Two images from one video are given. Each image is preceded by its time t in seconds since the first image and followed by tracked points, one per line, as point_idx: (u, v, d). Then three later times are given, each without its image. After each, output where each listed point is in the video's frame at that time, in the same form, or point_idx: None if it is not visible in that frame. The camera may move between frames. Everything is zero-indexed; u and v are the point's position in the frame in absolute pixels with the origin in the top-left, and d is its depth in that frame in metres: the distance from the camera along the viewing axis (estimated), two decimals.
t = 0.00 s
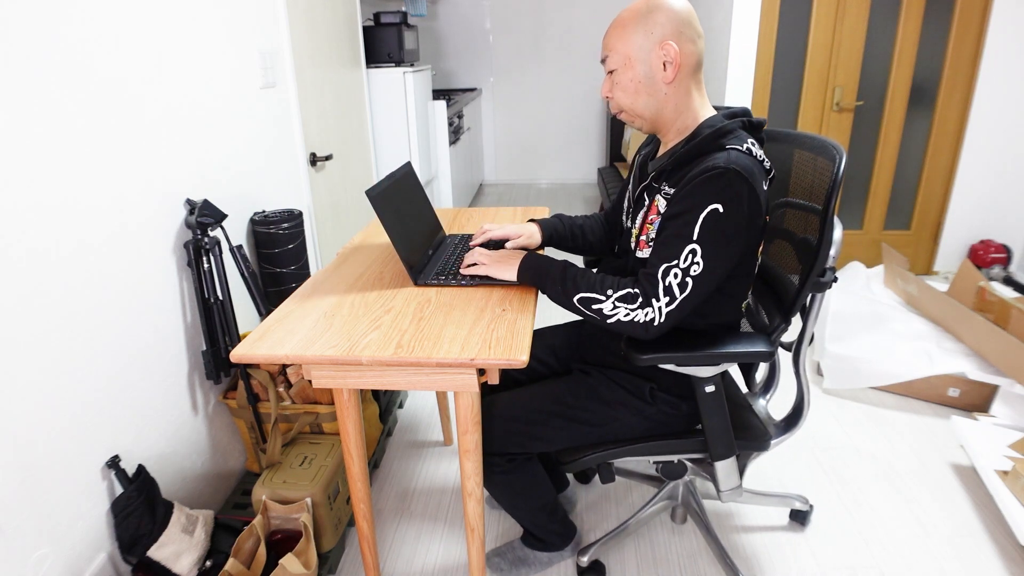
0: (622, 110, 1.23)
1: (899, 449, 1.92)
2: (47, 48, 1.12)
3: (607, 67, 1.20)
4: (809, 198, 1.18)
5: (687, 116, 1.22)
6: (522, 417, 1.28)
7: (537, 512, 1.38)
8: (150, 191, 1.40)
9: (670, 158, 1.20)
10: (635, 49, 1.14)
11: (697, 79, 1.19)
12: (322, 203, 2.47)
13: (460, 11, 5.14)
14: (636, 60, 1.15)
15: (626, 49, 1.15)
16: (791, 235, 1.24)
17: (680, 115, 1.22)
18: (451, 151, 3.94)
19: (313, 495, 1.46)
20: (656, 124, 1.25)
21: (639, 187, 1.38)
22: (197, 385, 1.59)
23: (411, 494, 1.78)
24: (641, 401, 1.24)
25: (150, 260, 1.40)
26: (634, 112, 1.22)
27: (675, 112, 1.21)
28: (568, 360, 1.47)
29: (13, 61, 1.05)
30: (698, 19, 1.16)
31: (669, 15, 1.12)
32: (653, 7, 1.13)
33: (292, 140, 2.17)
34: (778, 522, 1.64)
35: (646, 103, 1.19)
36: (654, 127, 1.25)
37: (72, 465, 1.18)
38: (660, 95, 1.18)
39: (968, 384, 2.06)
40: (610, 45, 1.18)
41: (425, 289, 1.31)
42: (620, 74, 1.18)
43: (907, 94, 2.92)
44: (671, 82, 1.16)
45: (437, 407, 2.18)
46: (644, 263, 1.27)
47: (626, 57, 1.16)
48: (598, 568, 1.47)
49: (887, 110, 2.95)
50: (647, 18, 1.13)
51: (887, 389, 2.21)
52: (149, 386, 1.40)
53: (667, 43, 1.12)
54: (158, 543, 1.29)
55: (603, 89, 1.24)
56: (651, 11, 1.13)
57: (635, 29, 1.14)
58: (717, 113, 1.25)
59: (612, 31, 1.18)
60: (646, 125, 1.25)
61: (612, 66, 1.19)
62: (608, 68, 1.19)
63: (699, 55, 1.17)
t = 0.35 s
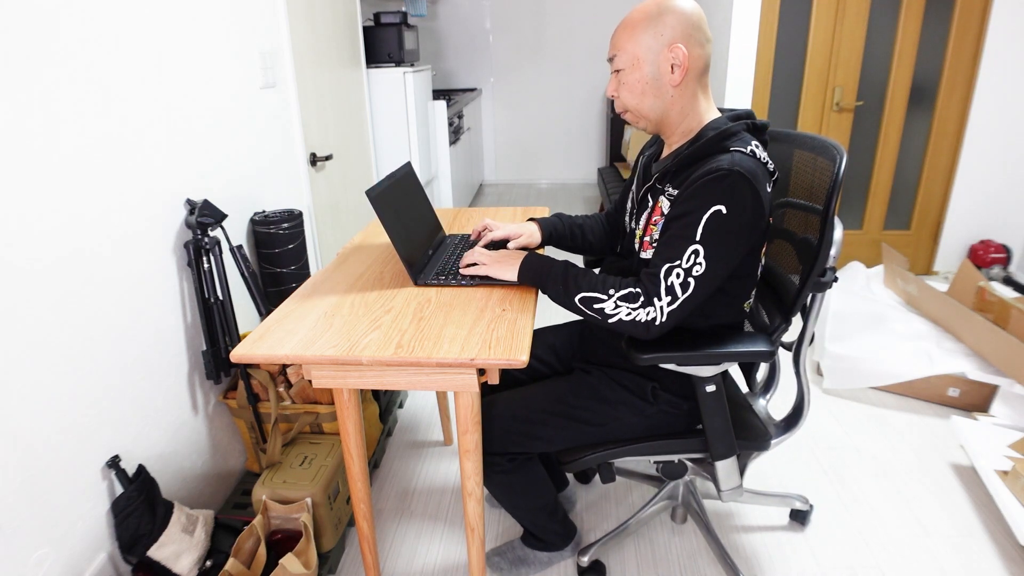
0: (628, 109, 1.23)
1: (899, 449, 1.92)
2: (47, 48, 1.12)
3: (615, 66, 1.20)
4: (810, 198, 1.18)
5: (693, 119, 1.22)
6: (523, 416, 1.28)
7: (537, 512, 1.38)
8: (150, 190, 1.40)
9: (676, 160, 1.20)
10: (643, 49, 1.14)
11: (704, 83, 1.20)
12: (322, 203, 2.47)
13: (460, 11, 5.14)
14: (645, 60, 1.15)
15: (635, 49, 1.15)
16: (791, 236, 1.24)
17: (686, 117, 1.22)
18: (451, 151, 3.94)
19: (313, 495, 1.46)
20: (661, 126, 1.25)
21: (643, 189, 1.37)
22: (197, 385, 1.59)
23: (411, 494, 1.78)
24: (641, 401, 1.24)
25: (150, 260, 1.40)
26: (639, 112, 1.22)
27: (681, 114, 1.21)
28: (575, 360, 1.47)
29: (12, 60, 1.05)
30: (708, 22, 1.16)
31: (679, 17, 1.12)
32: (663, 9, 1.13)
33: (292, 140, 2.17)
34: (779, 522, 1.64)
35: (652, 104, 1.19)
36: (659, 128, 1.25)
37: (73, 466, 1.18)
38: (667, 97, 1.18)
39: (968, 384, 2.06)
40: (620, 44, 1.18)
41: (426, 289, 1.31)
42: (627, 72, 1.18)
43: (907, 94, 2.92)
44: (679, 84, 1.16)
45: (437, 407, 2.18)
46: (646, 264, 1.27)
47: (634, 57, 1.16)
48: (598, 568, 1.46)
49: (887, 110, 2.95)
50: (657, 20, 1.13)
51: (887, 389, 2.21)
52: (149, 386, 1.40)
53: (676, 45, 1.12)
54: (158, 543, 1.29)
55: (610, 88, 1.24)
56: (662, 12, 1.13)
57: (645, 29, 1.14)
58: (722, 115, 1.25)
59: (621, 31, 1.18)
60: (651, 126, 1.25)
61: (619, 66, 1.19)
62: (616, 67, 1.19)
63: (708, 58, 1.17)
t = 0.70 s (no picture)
0: (626, 107, 1.23)
1: (898, 449, 1.92)
2: (47, 48, 1.12)
3: (614, 64, 1.20)
4: (810, 198, 1.18)
5: (690, 119, 1.22)
6: (523, 416, 1.28)
7: (537, 513, 1.38)
8: (150, 190, 1.40)
9: (675, 159, 1.20)
10: (642, 48, 1.14)
11: (704, 83, 1.20)
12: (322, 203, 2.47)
13: (460, 11, 5.14)
14: (643, 58, 1.15)
15: (634, 47, 1.15)
16: (791, 236, 1.24)
17: (684, 117, 1.22)
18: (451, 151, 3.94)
19: (313, 495, 1.46)
20: (660, 125, 1.25)
21: (643, 190, 1.37)
22: (197, 385, 1.59)
23: (411, 494, 1.78)
24: (640, 402, 1.24)
25: (150, 261, 1.40)
26: (638, 111, 1.22)
27: (679, 113, 1.21)
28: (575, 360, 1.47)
29: (12, 60, 1.05)
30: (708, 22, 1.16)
31: (679, 17, 1.12)
32: (663, 8, 1.13)
33: (292, 140, 2.17)
34: (779, 522, 1.64)
35: (651, 103, 1.19)
36: (656, 127, 1.25)
37: (73, 466, 1.18)
38: (665, 96, 1.18)
39: (968, 384, 2.06)
40: (620, 41, 1.18)
41: (426, 289, 1.31)
42: (627, 70, 1.18)
43: (907, 94, 2.92)
44: (678, 84, 1.16)
45: (436, 407, 2.18)
46: (645, 264, 1.28)
47: (633, 54, 1.16)
48: (598, 568, 1.47)
49: (886, 110, 2.95)
50: (657, 19, 1.13)
51: (887, 389, 2.21)
52: (149, 387, 1.40)
53: (675, 45, 1.12)
54: (158, 543, 1.29)
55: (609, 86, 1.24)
56: (661, 11, 1.13)
57: (644, 27, 1.14)
58: (723, 114, 1.25)
59: (622, 30, 1.18)
60: (650, 125, 1.25)
61: (619, 65, 1.19)
62: (616, 66, 1.19)
63: (707, 58, 1.17)
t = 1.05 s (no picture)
0: (627, 106, 1.23)
1: (898, 448, 1.92)
2: (48, 48, 1.12)
3: (616, 62, 1.19)
4: (810, 199, 1.18)
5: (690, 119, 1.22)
6: (523, 416, 1.28)
7: (537, 513, 1.38)
8: (150, 190, 1.40)
9: (674, 160, 1.20)
10: (648, 45, 1.14)
11: (704, 83, 1.20)
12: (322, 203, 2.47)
13: (460, 11, 5.14)
14: (648, 55, 1.14)
15: (639, 44, 1.14)
16: (791, 236, 1.24)
17: (685, 115, 1.22)
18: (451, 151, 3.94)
19: (313, 495, 1.46)
20: (660, 124, 1.25)
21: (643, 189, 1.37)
22: (197, 385, 1.59)
23: (411, 494, 1.78)
24: (640, 402, 1.24)
25: (151, 261, 1.40)
26: (639, 110, 1.22)
27: (680, 111, 1.21)
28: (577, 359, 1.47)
29: (12, 59, 1.05)
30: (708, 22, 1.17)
31: (682, 17, 1.13)
32: (667, 7, 1.13)
33: (292, 140, 2.17)
34: (779, 522, 1.64)
35: (653, 102, 1.19)
36: (656, 126, 1.25)
37: (73, 465, 1.18)
38: (668, 95, 1.18)
39: (968, 384, 2.06)
40: (622, 38, 1.17)
41: (426, 289, 1.31)
42: (630, 67, 1.17)
43: (907, 94, 2.92)
44: (681, 83, 1.17)
45: (436, 407, 2.18)
46: (644, 264, 1.27)
47: (637, 51, 1.15)
48: (598, 568, 1.46)
49: (886, 110, 2.95)
50: (662, 17, 1.13)
51: (887, 389, 2.21)
52: (150, 387, 1.40)
53: (680, 44, 1.12)
54: (158, 543, 1.29)
55: (608, 84, 1.23)
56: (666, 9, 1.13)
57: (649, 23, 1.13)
58: (722, 114, 1.26)
59: (624, 28, 1.17)
60: (650, 125, 1.25)
61: (621, 62, 1.18)
62: (618, 64, 1.18)
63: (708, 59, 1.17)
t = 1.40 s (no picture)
0: (666, 99, 1.19)
1: (898, 449, 1.92)
2: (48, 48, 1.12)
3: (656, 52, 1.16)
4: (810, 198, 1.18)
5: (699, 117, 1.25)
6: (523, 416, 1.28)
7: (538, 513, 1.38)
8: (150, 190, 1.40)
9: (676, 161, 1.20)
10: (692, 33, 1.16)
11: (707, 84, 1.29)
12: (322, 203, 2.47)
13: (460, 11, 5.14)
14: (694, 43, 1.16)
15: (685, 32, 1.15)
16: (791, 236, 1.24)
17: (699, 112, 1.25)
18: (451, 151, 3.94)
19: (313, 495, 1.46)
20: (684, 124, 1.25)
21: (643, 189, 1.37)
22: (197, 385, 1.59)
23: (411, 494, 1.78)
24: (641, 402, 1.24)
25: (150, 261, 1.40)
26: (680, 103, 1.19)
27: (702, 106, 1.24)
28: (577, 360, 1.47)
29: (12, 58, 1.05)
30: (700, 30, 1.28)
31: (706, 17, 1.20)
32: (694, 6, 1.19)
33: (292, 140, 2.17)
34: (778, 522, 1.64)
35: (693, 97, 1.20)
36: (682, 123, 1.23)
37: (73, 465, 1.18)
38: (703, 90, 1.21)
39: (968, 384, 2.06)
40: (663, 27, 1.15)
41: (426, 289, 1.31)
42: (679, 55, 1.15)
43: (907, 94, 2.92)
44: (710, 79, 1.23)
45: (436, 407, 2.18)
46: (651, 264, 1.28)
47: (685, 39, 1.15)
48: (598, 568, 1.47)
49: (886, 110, 2.95)
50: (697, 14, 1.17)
51: (887, 389, 2.21)
52: (149, 387, 1.40)
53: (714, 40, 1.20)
54: (158, 543, 1.29)
55: (644, 77, 1.18)
56: (692, 3, 1.17)
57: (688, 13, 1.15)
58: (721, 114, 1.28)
59: (658, 22, 1.16)
60: (677, 124, 1.23)
61: (666, 54, 1.16)
62: (663, 56, 1.15)
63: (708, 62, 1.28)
